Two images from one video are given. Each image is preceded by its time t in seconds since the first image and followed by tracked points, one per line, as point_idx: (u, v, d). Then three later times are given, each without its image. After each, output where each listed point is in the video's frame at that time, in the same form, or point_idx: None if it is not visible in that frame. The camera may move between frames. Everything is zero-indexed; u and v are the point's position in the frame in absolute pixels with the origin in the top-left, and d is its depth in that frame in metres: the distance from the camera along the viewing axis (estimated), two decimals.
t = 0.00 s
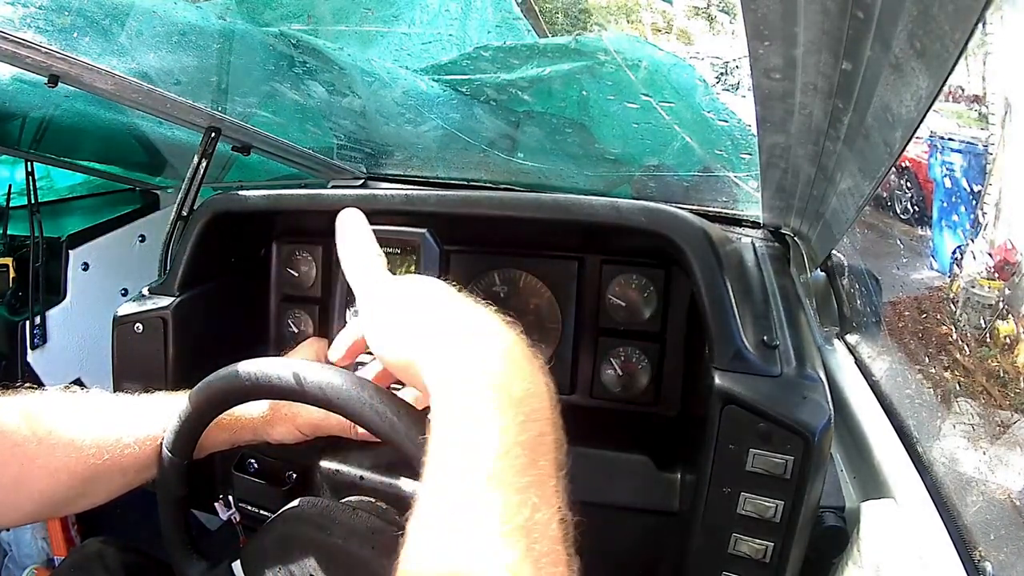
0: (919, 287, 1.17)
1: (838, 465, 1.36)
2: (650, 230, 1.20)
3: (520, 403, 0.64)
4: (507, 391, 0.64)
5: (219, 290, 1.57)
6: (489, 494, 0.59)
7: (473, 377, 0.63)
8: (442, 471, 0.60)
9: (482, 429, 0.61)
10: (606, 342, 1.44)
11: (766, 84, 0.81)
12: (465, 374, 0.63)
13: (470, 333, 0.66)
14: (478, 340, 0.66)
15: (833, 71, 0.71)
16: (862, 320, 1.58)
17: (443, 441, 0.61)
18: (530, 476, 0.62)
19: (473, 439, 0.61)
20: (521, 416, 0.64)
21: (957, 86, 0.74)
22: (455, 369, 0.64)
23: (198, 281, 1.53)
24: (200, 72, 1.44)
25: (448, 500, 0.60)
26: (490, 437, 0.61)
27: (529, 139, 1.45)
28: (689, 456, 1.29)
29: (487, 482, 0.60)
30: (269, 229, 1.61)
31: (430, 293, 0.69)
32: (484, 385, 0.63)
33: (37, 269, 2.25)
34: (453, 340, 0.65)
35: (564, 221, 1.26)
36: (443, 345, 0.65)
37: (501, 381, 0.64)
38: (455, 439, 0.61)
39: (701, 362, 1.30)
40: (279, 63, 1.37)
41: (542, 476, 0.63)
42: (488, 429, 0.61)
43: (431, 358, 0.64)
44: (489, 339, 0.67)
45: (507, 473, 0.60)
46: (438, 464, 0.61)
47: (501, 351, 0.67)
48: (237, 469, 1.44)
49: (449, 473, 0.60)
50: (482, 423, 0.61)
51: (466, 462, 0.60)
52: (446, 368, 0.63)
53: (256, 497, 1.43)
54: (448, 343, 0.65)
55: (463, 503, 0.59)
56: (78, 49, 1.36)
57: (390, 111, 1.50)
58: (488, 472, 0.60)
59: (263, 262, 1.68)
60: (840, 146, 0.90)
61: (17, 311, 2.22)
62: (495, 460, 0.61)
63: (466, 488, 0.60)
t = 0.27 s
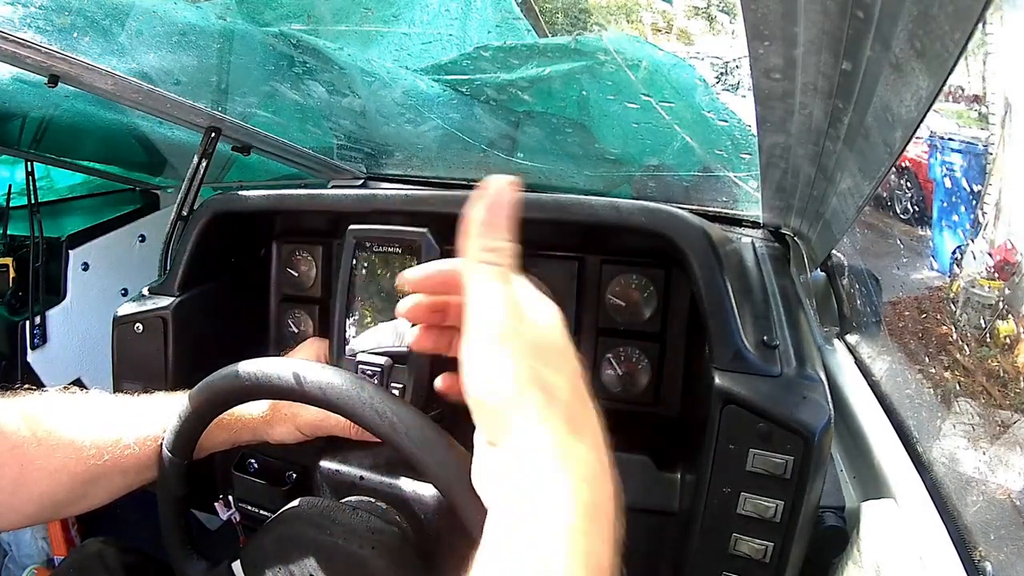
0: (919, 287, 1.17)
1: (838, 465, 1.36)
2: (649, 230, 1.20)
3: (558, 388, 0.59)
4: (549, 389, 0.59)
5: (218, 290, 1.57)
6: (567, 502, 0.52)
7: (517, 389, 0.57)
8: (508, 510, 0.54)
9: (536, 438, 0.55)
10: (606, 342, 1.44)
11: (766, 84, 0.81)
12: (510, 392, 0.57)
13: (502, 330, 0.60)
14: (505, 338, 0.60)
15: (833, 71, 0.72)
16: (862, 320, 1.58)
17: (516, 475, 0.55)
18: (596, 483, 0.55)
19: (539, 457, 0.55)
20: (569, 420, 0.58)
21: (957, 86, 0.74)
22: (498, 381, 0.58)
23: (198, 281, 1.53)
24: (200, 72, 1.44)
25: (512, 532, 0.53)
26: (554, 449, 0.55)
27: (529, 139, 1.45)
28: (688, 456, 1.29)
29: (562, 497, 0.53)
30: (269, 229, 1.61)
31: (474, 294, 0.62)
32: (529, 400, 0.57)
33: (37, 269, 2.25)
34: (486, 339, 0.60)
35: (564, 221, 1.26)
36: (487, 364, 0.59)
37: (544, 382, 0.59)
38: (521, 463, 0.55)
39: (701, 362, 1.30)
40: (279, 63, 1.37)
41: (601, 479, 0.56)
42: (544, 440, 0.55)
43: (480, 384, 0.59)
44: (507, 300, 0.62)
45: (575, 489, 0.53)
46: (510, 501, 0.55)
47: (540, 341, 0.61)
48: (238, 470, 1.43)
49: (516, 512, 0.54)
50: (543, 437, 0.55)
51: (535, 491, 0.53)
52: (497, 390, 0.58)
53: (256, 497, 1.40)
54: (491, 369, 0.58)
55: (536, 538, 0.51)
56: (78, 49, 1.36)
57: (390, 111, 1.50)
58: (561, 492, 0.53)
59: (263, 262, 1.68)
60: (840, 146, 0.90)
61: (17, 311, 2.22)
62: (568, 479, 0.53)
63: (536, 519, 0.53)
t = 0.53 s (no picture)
0: (919, 287, 1.17)
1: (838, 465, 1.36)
2: (649, 230, 1.20)
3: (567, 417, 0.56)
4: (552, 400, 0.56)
5: (219, 290, 1.58)
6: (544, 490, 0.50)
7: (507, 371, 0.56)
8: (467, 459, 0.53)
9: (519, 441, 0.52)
10: (606, 342, 1.44)
11: (766, 84, 0.81)
12: (492, 387, 0.55)
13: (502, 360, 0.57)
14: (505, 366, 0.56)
15: (833, 71, 0.72)
16: (862, 320, 1.58)
17: (459, 423, 0.55)
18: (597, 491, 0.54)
19: (505, 428, 0.53)
20: (562, 424, 0.54)
21: (957, 86, 0.74)
22: (484, 376, 0.56)
23: (197, 281, 1.53)
24: (200, 72, 1.44)
25: (471, 492, 0.51)
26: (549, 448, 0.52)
27: (529, 139, 1.45)
28: (688, 455, 1.29)
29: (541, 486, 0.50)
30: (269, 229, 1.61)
31: (432, 299, 0.61)
32: (504, 389, 0.55)
33: (37, 269, 2.25)
34: (476, 349, 0.57)
35: (564, 221, 1.26)
36: (458, 347, 0.58)
37: (534, 386, 0.56)
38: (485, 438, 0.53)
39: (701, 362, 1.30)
40: (279, 63, 1.37)
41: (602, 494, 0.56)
42: (535, 450, 0.52)
43: (419, 356, 0.59)
44: (514, 352, 0.57)
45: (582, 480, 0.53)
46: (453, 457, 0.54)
47: (541, 382, 0.56)
48: (238, 470, 1.43)
49: (461, 439, 0.54)
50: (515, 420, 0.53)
51: (514, 474, 0.50)
52: (450, 372, 0.57)
53: (256, 497, 1.41)
54: (426, 326, 0.60)
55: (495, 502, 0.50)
56: (78, 49, 1.36)
57: (390, 111, 1.50)
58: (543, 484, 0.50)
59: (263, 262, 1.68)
60: (840, 146, 0.90)
61: (17, 311, 2.22)
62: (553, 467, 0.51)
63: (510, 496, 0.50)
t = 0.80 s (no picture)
0: (919, 287, 1.17)
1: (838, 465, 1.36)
2: (649, 230, 1.20)
3: (359, 371, 0.74)
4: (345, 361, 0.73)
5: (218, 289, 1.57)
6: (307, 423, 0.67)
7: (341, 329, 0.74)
8: (256, 383, 0.68)
9: (298, 384, 0.69)
10: (606, 342, 1.44)
11: (766, 84, 0.81)
12: (290, 341, 0.71)
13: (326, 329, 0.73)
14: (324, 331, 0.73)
15: (833, 71, 0.72)
16: (862, 320, 1.58)
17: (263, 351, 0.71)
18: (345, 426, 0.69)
19: (292, 386, 0.68)
20: (333, 404, 0.70)
21: (957, 86, 0.74)
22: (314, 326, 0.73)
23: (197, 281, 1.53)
24: (200, 72, 1.44)
25: (261, 391, 0.67)
26: (311, 394, 0.69)
27: (529, 139, 1.45)
28: (688, 455, 1.29)
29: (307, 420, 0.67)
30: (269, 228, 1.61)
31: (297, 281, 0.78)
32: (303, 363, 0.70)
33: (37, 269, 2.25)
34: (304, 307, 0.75)
35: (564, 221, 1.26)
36: (276, 311, 0.74)
37: (343, 359, 0.72)
38: (289, 362, 0.70)
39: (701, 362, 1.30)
40: (279, 63, 1.37)
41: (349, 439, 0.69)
42: (317, 373, 0.70)
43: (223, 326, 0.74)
44: (358, 303, 0.77)
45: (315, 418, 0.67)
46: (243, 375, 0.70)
47: (347, 342, 0.74)
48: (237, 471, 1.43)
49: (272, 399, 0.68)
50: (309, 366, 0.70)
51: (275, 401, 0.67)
52: (272, 329, 0.72)
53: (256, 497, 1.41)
54: (257, 297, 0.77)
55: (290, 405, 0.67)
56: (78, 49, 1.36)
57: (390, 111, 1.50)
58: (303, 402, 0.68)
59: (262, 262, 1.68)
60: (840, 146, 0.90)
61: (17, 310, 2.22)
62: (310, 408, 0.67)
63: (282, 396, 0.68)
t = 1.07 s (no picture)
0: (919, 287, 1.17)
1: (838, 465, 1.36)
2: (649, 230, 1.20)
3: (393, 404, 0.75)
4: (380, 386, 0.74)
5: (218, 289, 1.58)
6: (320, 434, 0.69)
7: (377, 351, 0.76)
8: (279, 394, 0.70)
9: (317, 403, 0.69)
10: (606, 342, 1.44)
11: (766, 84, 0.81)
12: (327, 355, 0.73)
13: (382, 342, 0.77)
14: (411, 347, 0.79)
15: (833, 71, 0.72)
16: (862, 320, 1.58)
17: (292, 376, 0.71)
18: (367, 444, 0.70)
19: (314, 383, 0.71)
20: (359, 412, 0.71)
21: (957, 86, 0.74)
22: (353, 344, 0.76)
23: (198, 281, 1.53)
24: (200, 72, 1.44)
25: (279, 400, 0.70)
26: (326, 413, 0.69)
27: (529, 139, 1.45)
28: (688, 455, 1.29)
29: (328, 434, 0.68)
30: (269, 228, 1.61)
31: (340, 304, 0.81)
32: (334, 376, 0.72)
33: (37, 269, 2.24)
34: (340, 324, 0.78)
35: (564, 221, 1.26)
36: (305, 318, 0.77)
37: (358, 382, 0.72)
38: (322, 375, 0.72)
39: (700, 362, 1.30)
40: (279, 63, 1.37)
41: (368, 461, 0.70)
42: (344, 389, 0.71)
43: (263, 334, 0.77)
44: (410, 343, 0.80)
45: (336, 423, 0.69)
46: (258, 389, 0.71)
47: (387, 371, 0.75)
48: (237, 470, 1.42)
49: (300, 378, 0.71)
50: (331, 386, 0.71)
51: (302, 410, 0.69)
52: (314, 352, 0.74)
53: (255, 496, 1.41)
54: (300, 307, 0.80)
55: (310, 410, 0.69)
56: (78, 49, 1.36)
57: (390, 111, 1.50)
58: (323, 420, 0.69)
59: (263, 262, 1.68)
60: (840, 146, 0.90)
61: (17, 310, 2.22)
62: (325, 428, 0.69)
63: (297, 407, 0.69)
